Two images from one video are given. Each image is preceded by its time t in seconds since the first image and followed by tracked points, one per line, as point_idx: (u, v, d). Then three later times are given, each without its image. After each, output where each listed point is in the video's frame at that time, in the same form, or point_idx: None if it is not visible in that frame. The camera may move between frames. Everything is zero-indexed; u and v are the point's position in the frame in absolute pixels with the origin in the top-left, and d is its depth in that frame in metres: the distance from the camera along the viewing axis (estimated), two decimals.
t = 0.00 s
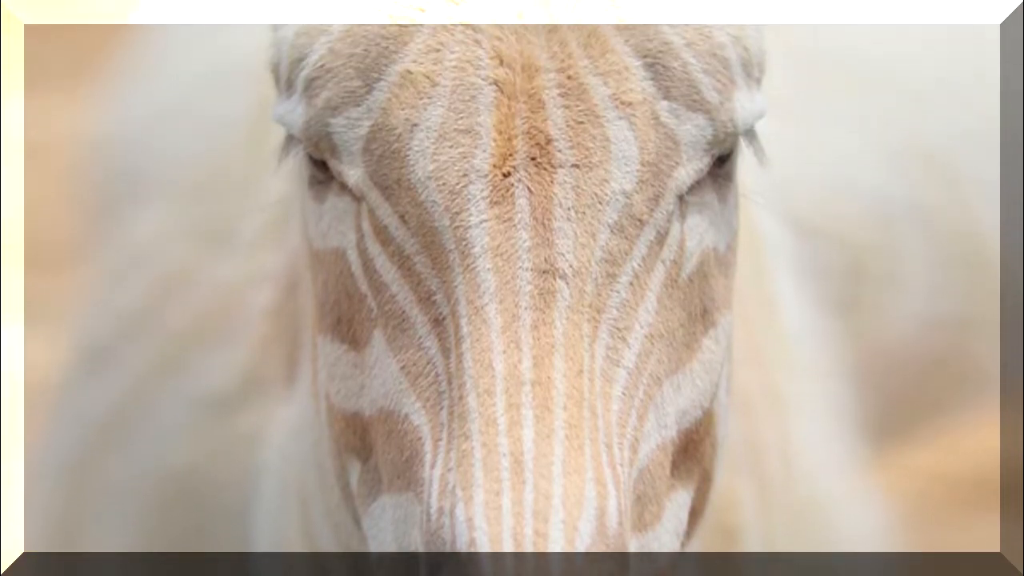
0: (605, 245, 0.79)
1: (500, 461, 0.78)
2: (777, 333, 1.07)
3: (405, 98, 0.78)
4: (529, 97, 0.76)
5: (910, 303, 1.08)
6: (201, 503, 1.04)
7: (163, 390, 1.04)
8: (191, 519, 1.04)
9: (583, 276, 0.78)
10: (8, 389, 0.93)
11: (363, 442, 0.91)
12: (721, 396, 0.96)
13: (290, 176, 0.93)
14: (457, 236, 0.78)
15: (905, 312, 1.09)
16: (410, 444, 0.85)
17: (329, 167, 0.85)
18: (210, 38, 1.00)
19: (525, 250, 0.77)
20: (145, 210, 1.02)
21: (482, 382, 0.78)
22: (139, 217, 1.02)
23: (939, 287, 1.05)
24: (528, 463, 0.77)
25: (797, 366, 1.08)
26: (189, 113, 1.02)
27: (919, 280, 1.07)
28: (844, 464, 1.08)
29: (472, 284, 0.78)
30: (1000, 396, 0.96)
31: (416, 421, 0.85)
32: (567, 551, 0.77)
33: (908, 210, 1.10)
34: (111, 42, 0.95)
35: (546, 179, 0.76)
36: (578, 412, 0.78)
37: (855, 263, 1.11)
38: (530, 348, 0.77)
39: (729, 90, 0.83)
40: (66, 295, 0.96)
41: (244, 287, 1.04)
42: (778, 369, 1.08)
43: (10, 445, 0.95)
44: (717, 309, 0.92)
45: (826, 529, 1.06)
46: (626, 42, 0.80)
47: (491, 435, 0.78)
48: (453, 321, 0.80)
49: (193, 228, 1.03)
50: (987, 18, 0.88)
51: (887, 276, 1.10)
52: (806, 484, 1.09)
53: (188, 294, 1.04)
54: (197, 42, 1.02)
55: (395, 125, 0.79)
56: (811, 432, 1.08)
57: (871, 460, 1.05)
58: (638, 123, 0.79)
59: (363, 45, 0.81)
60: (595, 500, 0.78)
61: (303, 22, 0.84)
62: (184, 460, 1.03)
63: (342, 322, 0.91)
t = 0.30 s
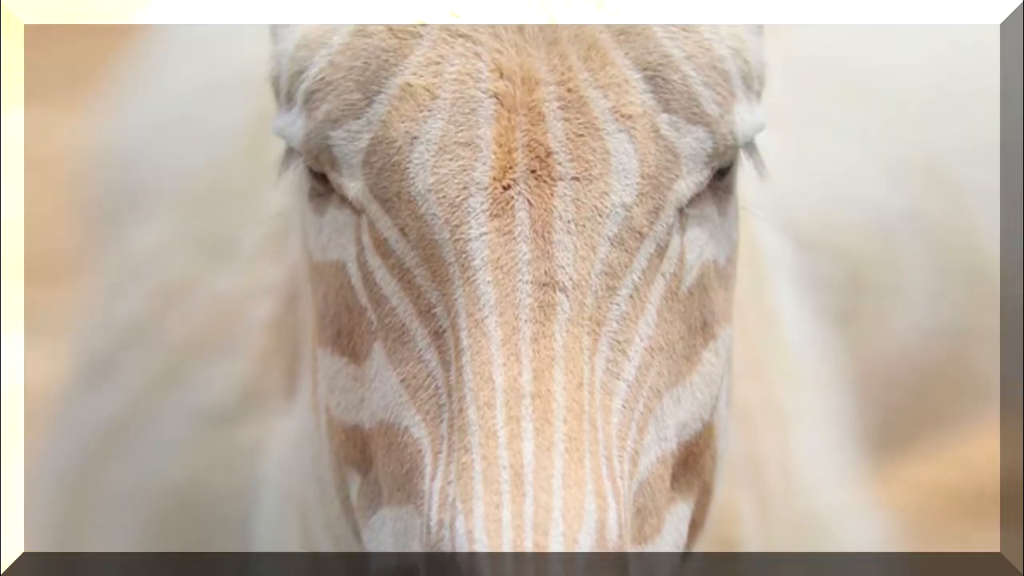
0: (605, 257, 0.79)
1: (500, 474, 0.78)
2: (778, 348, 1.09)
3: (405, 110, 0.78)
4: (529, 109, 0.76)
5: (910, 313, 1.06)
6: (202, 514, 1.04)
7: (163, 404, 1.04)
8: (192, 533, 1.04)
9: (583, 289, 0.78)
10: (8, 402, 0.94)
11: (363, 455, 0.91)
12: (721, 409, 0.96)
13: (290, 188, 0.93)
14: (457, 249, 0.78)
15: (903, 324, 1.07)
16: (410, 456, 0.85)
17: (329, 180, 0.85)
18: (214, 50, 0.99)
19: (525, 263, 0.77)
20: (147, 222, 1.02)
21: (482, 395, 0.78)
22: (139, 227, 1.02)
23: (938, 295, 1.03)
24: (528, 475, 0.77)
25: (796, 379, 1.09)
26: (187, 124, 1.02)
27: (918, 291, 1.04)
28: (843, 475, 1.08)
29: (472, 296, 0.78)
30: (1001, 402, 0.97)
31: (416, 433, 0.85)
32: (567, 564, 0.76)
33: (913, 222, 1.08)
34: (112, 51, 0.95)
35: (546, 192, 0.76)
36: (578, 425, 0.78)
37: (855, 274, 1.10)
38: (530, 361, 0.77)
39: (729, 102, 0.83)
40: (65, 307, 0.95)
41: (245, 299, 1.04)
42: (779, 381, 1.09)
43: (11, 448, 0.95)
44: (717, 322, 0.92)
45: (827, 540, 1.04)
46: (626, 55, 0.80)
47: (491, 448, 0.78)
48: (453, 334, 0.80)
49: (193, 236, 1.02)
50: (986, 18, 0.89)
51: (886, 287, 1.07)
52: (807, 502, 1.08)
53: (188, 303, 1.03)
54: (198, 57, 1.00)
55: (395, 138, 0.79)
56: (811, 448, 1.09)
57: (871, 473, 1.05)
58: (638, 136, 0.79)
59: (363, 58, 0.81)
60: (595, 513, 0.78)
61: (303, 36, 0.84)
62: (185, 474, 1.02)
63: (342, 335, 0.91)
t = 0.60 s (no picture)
0: (605, 270, 0.79)
1: (500, 486, 0.78)
2: (778, 360, 1.08)
3: (405, 123, 0.77)
4: (529, 122, 0.75)
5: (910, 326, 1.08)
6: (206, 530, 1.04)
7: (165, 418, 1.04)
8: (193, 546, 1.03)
9: (583, 301, 0.78)
10: (8, 415, 0.95)
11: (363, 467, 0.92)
12: (721, 421, 0.96)
13: (291, 201, 0.93)
14: (457, 261, 0.78)
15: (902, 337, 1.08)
16: (410, 469, 0.85)
17: (329, 193, 0.85)
18: (216, 56, 0.97)
19: (525, 276, 0.76)
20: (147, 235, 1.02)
21: (482, 408, 0.78)
22: (139, 239, 1.02)
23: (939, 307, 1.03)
24: (528, 488, 0.77)
25: (797, 391, 1.09)
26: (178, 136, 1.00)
27: (919, 301, 1.06)
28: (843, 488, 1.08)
29: (472, 309, 0.78)
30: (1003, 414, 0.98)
31: (416, 446, 0.85)
32: None
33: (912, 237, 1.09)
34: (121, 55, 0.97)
35: (546, 205, 0.76)
36: (578, 437, 0.78)
37: (855, 286, 1.11)
38: (530, 374, 0.77)
39: (729, 115, 0.82)
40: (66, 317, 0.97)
41: (245, 312, 1.05)
42: (777, 392, 1.09)
43: (10, 473, 0.97)
44: (717, 335, 0.92)
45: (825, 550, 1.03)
46: (626, 68, 0.79)
47: (491, 460, 0.78)
48: (453, 346, 0.80)
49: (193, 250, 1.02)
50: (987, 18, 0.91)
51: (887, 300, 1.09)
52: (809, 516, 1.07)
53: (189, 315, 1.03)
54: (200, 63, 0.99)
55: (394, 151, 0.78)
56: (811, 462, 1.10)
57: (871, 483, 1.06)
58: (639, 149, 0.78)
59: (363, 71, 0.80)
60: (595, 525, 0.78)
61: (303, 49, 0.84)
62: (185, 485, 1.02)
63: (342, 348, 0.91)
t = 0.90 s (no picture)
0: (605, 283, 0.79)
1: (500, 499, 0.78)
2: (777, 373, 1.07)
3: (405, 136, 0.77)
4: (529, 135, 0.75)
5: (910, 344, 1.07)
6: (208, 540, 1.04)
7: (165, 429, 1.04)
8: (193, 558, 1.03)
9: (583, 314, 0.78)
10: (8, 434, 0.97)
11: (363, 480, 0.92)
12: (721, 433, 0.96)
13: (291, 214, 0.93)
14: (457, 274, 0.78)
15: (905, 354, 1.08)
16: (410, 481, 0.85)
17: (329, 207, 0.85)
18: (216, 73, 0.97)
19: (525, 289, 0.76)
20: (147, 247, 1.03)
21: (482, 421, 0.78)
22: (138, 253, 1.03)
23: (939, 323, 1.03)
24: (528, 501, 0.77)
25: (798, 404, 1.09)
26: (182, 151, 0.99)
27: (920, 315, 1.05)
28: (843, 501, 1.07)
29: (472, 322, 0.78)
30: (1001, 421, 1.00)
31: (416, 459, 0.85)
32: None
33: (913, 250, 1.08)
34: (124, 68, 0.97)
35: (546, 218, 0.75)
36: (578, 450, 0.78)
37: (855, 300, 1.11)
38: (530, 387, 0.77)
39: (729, 128, 0.82)
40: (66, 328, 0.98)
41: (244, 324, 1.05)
42: (778, 404, 1.07)
43: (10, 477, 0.98)
44: (716, 348, 0.92)
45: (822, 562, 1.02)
46: (626, 80, 0.79)
47: (491, 473, 0.78)
48: (453, 359, 0.80)
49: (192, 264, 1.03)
50: (987, 18, 0.93)
51: (887, 315, 1.09)
52: (807, 527, 1.06)
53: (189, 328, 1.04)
54: (200, 75, 0.98)
55: (394, 164, 0.78)
56: (811, 475, 1.09)
57: (872, 496, 1.06)
58: (639, 162, 0.78)
59: (363, 84, 0.80)
60: (595, 539, 0.78)
61: (303, 62, 0.84)
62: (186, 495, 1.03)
63: (342, 361, 0.91)
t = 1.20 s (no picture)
0: (605, 296, 0.79)
1: (500, 512, 0.78)
2: (777, 385, 1.08)
3: (405, 149, 0.77)
4: (529, 148, 0.75)
5: (910, 353, 1.06)
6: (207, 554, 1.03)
7: (164, 440, 1.03)
8: (193, 571, 1.03)
9: (583, 327, 0.78)
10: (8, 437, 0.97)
11: (363, 492, 0.92)
12: (721, 445, 0.96)
13: (291, 227, 0.93)
14: (457, 286, 0.77)
15: (905, 365, 1.07)
16: (410, 494, 0.86)
17: (328, 219, 0.85)
18: (217, 86, 0.96)
19: (525, 301, 0.76)
20: (148, 259, 1.02)
21: (482, 433, 0.78)
22: (139, 263, 1.02)
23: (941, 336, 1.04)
24: (528, 514, 0.77)
25: (796, 418, 1.09)
26: (189, 160, 0.99)
27: (922, 326, 1.05)
28: (842, 513, 1.08)
29: (472, 335, 0.78)
30: (1002, 436, 1.01)
31: (415, 472, 0.85)
32: None
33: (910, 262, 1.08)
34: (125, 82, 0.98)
35: (546, 230, 0.75)
36: (578, 463, 0.78)
37: (855, 312, 1.08)
38: (530, 399, 0.77)
39: (729, 141, 0.82)
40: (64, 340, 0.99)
41: (245, 336, 1.04)
42: (778, 419, 1.09)
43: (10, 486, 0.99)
44: (717, 360, 0.92)
45: None
46: (626, 93, 0.79)
47: (491, 486, 0.78)
48: (453, 371, 0.80)
49: (190, 276, 1.02)
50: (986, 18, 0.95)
51: (888, 326, 1.08)
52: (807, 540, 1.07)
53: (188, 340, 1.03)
54: (204, 85, 0.97)
55: (394, 177, 0.78)
56: (811, 486, 1.10)
57: (872, 509, 1.06)
58: (639, 174, 0.78)
59: (362, 96, 0.80)
60: (596, 552, 0.78)
61: (303, 74, 0.84)
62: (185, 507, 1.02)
63: (342, 374, 0.91)
